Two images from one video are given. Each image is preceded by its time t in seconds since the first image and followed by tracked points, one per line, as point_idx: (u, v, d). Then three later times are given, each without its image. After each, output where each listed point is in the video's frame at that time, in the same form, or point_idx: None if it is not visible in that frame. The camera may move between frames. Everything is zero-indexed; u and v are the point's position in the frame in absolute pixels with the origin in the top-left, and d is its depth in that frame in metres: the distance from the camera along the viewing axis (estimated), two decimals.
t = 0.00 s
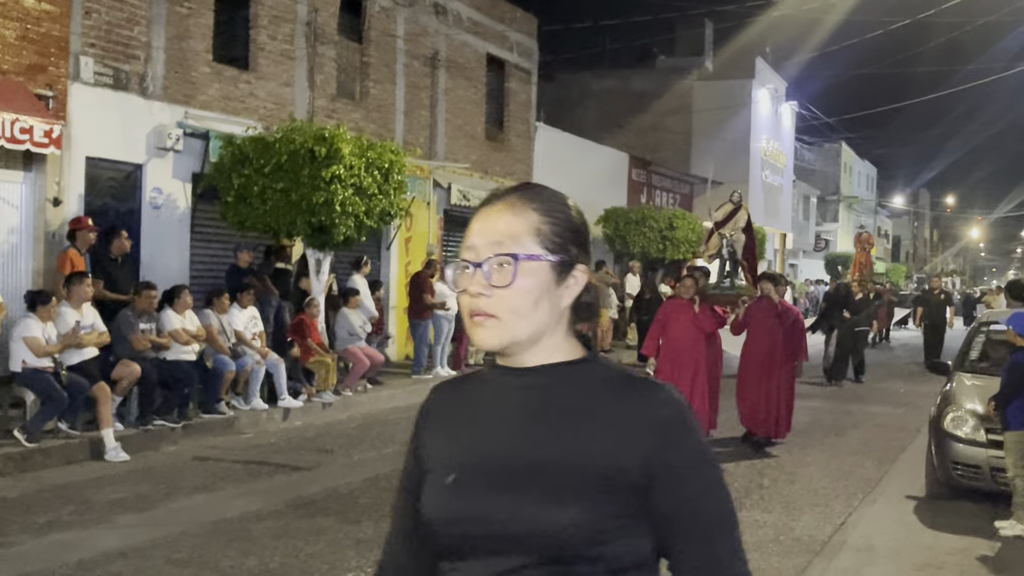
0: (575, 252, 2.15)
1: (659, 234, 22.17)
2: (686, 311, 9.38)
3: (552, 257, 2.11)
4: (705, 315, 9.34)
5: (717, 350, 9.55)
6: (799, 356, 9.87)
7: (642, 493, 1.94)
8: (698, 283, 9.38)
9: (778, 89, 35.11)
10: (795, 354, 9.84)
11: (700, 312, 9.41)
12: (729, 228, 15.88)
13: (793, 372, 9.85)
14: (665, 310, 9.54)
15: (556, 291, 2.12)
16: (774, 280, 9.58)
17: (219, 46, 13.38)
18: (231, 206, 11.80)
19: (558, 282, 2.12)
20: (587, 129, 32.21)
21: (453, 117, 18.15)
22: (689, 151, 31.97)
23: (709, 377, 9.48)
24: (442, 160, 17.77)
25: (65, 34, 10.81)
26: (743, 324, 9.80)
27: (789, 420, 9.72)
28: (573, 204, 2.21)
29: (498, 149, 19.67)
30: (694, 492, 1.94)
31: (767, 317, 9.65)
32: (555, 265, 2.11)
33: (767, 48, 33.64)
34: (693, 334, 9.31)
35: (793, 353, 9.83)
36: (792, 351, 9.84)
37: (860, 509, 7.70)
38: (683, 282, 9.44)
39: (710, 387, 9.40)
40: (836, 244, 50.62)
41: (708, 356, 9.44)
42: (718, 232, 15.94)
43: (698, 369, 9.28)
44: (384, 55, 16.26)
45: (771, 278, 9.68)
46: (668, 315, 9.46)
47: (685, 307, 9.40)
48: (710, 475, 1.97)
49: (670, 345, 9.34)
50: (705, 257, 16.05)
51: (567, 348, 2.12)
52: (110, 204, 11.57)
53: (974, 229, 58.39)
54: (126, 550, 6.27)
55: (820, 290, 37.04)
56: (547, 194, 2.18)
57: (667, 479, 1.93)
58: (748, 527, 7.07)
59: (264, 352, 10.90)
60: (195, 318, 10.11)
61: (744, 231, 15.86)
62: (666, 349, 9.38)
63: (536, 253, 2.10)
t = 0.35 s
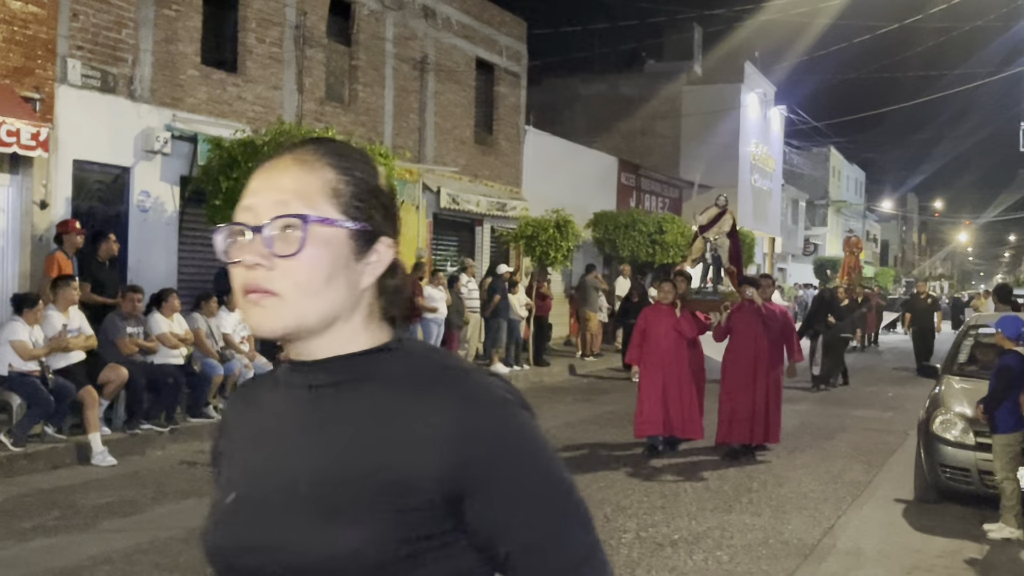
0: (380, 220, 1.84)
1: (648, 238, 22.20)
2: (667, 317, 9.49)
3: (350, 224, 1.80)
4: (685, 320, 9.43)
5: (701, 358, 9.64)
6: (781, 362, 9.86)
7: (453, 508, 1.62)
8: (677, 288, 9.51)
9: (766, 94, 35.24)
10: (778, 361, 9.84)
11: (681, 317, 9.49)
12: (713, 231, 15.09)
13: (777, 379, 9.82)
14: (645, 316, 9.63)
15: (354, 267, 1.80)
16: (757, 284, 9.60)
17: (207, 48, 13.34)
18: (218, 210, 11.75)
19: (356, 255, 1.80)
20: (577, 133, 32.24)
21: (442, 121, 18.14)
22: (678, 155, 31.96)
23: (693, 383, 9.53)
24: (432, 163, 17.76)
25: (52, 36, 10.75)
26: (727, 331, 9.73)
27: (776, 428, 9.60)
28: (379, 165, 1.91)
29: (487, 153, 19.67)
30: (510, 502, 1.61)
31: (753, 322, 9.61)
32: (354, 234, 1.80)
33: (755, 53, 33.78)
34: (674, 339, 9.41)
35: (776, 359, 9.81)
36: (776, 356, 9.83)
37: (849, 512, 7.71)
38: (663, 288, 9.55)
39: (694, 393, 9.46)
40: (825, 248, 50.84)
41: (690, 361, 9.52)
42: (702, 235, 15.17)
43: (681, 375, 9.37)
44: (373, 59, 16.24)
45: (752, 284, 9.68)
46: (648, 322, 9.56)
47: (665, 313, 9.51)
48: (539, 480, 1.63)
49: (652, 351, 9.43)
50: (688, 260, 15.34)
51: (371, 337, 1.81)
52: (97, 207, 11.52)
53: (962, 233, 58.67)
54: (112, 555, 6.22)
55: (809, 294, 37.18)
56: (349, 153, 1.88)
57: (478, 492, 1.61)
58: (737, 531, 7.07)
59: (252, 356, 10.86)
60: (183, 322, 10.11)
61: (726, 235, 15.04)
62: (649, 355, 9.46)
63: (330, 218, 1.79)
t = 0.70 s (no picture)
0: (86, 196, 1.56)
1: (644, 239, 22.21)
2: (655, 316, 9.45)
3: (33, 199, 1.51)
4: (674, 320, 9.42)
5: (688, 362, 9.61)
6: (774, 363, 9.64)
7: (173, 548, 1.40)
8: (665, 288, 9.52)
9: (762, 95, 35.31)
10: (771, 361, 9.62)
11: (669, 317, 9.47)
12: (704, 230, 15.23)
13: (769, 381, 9.58)
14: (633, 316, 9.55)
15: (37, 251, 1.55)
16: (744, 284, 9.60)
17: (203, 49, 13.33)
18: (215, 210, 11.72)
19: (41, 239, 1.54)
20: (572, 135, 32.27)
21: (438, 122, 18.16)
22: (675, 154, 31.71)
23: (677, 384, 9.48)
24: (428, 164, 17.77)
25: (49, 37, 10.73)
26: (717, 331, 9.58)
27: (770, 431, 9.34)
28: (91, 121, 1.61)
29: (484, 154, 19.67)
30: (234, 532, 1.39)
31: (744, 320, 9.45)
32: (41, 212, 1.53)
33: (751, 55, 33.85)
34: (662, 339, 9.36)
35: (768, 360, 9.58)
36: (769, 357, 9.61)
37: (845, 512, 7.72)
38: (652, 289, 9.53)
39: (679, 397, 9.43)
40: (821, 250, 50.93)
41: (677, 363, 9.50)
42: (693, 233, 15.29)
43: (669, 376, 9.32)
44: (370, 60, 16.25)
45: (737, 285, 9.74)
46: (636, 321, 9.48)
47: (653, 312, 9.46)
48: (276, 508, 1.42)
49: (640, 351, 9.38)
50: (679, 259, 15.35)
51: (67, 336, 1.59)
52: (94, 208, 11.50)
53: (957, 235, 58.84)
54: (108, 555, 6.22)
55: (805, 295, 37.24)
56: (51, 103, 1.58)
57: (203, 525, 1.39)
58: (733, 530, 7.07)
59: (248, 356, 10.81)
60: (179, 322, 10.11)
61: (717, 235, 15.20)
62: (637, 355, 9.39)
63: (7, 191, 1.51)
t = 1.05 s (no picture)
0: None
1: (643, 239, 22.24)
2: (653, 318, 9.17)
3: None
4: (671, 322, 9.16)
5: (681, 356, 9.45)
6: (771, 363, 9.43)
7: None
8: (661, 290, 9.26)
9: (762, 95, 35.33)
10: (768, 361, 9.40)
11: (666, 319, 9.21)
12: (698, 229, 13.71)
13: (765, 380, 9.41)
14: (629, 317, 9.27)
15: None
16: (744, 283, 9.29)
17: (204, 48, 13.37)
18: (215, 209, 11.74)
19: None
20: (572, 135, 32.31)
21: (438, 121, 18.17)
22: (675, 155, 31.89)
23: (670, 384, 9.33)
24: (428, 164, 17.77)
25: (50, 36, 10.75)
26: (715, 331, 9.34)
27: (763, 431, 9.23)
28: None
29: (484, 153, 19.69)
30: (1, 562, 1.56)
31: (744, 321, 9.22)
32: None
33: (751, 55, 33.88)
34: (659, 343, 9.13)
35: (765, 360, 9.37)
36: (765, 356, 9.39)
37: (845, 511, 7.74)
38: (647, 289, 9.27)
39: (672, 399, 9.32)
40: (820, 249, 50.99)
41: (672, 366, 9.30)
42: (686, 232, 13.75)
43: (664, 380, 9.11)
44: (370, 59, 16.26)
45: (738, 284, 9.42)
46: (633, 323, 9.20)
47: (651, 314, 9.19)
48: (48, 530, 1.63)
49: (636, 355, 9.13)
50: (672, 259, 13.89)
51: None
52: (95, 207, 11.52)
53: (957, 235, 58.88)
54: (111, 551, 6.25)
55: (804, 295, 37.29)
56: None
57: None
58: (732, 529, 7.10)
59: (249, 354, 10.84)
60: (180, 321, 10.11)
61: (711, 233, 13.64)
62: (633, 359, 9.14)
63: None
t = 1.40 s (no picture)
0: None
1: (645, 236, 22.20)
2: (646, 313, 9.03)
3: None
4: (665, 316, 8.99)
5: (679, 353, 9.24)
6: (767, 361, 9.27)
7: None
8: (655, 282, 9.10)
9: (764, 92, 35.30)
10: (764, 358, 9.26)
11: (661, 313, 9.04)
12: (699, 223, 12.84)
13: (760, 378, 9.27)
14: (623, 312, 9.16)
15: None
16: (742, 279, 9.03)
17: (206, 45, 13.37)
18: (216, 205, 11.74)
19: None
20: (574, 132, 32.30)
21: (439, 118, 18.15)
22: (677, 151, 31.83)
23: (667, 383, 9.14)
24: (429, 161, 17.77)
25: (51, 32, 10.76)
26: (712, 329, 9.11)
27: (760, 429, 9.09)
28: None
29: (485, 150, 19.68)
30: None
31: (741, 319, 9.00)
32: None
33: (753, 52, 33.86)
34: (653, 338, 8.99)
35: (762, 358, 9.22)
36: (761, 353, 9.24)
37: (845, 508, 7.74)
38: (641, 282, 9.13)
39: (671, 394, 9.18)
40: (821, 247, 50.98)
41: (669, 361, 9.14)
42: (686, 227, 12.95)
43: (661, 376, 8.99)
44: (371, 56, 16.25)
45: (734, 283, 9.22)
46: (627, 318, 9.09)
47: (644, 309, 9.04)
48: None
49: (630, 351, 9.00)
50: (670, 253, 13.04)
51: None
52: (96, 203, 11.53)
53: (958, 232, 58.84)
54: (110, 548, 6.25)
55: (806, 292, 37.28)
56: None
57: None
58: (732, 525, 7.10)
59: (250, 351, 10.85)
60: (181, 317, 10.10)
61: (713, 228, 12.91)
62: (627, 354, 9.02)
63: None
